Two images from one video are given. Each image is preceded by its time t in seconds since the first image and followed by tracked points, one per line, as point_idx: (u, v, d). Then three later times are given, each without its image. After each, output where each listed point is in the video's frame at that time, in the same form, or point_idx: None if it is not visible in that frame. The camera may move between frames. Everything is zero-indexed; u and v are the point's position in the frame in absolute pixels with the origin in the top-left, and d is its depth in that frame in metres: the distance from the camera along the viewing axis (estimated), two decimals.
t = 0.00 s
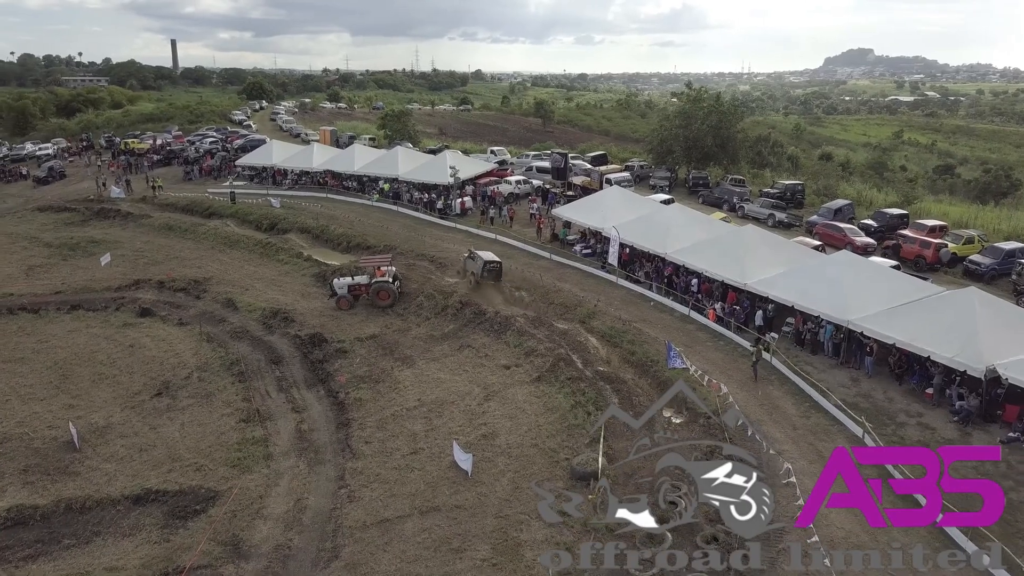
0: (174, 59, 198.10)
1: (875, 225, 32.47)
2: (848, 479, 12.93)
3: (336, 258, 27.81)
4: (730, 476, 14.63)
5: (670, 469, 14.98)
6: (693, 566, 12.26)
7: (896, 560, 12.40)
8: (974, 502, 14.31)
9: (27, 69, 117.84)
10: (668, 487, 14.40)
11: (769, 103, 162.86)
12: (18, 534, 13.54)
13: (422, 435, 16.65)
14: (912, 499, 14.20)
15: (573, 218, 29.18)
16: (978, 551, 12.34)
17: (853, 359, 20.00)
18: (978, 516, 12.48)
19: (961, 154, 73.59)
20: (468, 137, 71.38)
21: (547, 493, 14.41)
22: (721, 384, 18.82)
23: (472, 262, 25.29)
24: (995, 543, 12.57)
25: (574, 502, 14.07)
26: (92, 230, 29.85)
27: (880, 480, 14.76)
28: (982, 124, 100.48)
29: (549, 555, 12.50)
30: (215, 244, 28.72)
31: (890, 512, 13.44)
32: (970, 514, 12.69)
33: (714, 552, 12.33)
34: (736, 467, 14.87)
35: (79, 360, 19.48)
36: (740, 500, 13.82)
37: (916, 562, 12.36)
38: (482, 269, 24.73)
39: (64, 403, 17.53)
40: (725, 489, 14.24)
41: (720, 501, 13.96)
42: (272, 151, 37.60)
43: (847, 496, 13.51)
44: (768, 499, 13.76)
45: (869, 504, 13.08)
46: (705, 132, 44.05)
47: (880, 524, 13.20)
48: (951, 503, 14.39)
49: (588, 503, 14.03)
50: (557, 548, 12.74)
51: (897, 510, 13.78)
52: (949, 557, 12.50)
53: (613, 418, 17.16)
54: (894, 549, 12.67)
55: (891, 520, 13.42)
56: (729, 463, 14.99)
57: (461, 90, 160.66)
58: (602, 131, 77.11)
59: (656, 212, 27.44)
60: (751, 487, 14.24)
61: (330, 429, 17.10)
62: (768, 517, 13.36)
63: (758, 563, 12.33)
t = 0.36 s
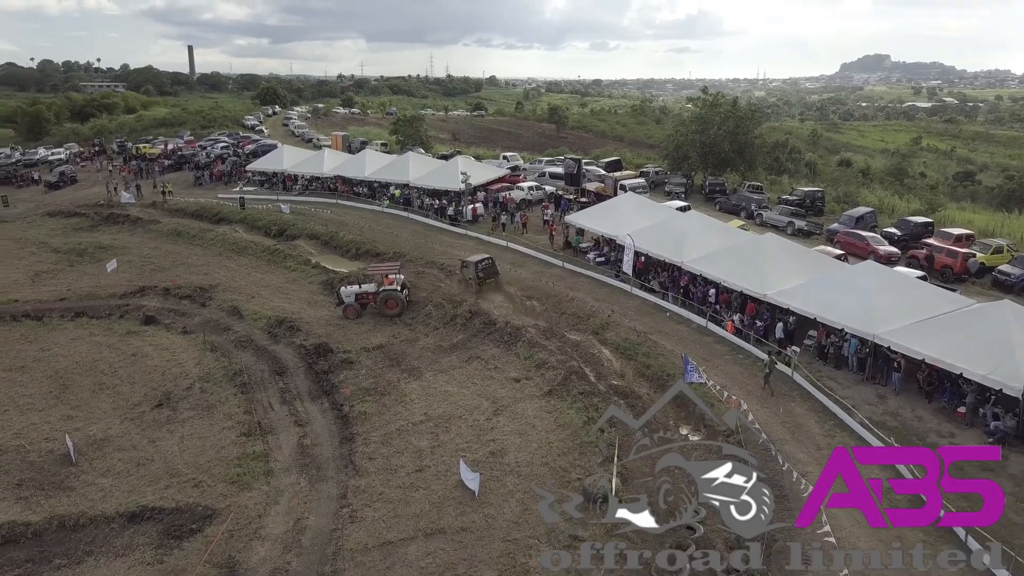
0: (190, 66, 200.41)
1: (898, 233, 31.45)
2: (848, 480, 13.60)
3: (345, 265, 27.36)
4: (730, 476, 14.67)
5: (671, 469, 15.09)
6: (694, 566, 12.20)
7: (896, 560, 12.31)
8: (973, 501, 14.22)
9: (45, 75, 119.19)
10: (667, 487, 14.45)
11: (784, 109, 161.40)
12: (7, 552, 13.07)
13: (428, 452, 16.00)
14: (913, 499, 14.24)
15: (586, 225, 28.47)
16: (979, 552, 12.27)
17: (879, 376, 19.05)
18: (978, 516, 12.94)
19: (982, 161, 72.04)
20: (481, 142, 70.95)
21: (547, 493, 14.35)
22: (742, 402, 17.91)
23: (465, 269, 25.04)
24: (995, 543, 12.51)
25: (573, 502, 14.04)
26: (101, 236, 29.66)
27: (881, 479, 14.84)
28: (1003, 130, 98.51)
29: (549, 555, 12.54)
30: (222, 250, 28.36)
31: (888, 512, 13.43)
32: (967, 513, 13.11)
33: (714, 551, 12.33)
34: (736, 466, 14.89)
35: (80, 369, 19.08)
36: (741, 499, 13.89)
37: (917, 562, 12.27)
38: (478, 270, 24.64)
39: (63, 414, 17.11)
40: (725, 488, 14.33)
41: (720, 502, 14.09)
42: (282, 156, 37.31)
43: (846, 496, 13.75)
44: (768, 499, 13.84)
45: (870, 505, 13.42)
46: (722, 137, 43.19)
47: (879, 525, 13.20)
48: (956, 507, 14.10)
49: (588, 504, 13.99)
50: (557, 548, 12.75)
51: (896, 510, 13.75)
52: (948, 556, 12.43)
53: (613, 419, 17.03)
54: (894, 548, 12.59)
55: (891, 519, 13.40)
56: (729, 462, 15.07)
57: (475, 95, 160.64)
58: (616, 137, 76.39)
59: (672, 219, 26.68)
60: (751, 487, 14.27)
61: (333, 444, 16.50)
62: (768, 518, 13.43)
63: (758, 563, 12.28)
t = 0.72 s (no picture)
0: (207, 73, 202.53)
1: (924, 243, 30.38)
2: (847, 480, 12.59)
3: (354, 274, 26.83)
4: (730, 476, 14.59)
5: (671, 469, 15.02)
6: (693, 566, 12.10)
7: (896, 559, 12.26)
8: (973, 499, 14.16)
9: (64, 82, 120.65)
10: (667, 487, 14.31)
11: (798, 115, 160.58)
12: None
13: (434, 471, 15.28)
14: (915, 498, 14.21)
15: (600, 234, 27.71)
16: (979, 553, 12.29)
17: (910, 395, 18.00)
18: (975, 517, 12.61)
19: (1003, 168, 70.58)
20: (493, 148, 70.51)
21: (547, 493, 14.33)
22: (765, 422, 16.96)
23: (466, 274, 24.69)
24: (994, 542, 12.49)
25: (573, 501, 13.99)
26: (108, 242, 29.38)
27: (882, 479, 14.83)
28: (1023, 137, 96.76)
29: (549, 555, 12.53)
30: (230, 257, 27.95)
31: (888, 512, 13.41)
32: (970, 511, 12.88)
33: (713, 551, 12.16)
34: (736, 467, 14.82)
35: (80, 380, 18.62)
36: (740, 499, 13.75)
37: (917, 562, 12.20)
38: (480, 276, 24.35)
39: (60, 428, 16.61)
40: (725, 488, 14.21)
41: (720, 502, 13.90)
42: (293, 162, 36.99)
43: (846, 497, 13.49)
44: (768, 499, 13.72)
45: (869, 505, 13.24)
46: (740, 144, 42.31)
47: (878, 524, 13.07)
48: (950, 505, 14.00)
49: (587, 501, 13.99)
50: (556, 548, 12.75)
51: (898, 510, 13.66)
52: (948, 556, 12.39)
53: (613, 419, 16.80)
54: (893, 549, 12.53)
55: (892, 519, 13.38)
56: (729, 463, 15.01)
57: (488, 102, 160.72)
58: (630, 143, 75.67)
59: (689, 227, 25.87)
60: (752, 487, 14.15)
61: (336, 462, 15.83)
62: (768, 518, 13.27)
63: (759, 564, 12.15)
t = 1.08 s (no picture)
0: (226, 80, 205.14)
1: (956, 253, 29.12)
2: (849, 480, 12.08)
3: (364, 283, 26.18)
4: (730, 476, 14.39)
5: (669, 469, 14.75)
6: (693, 566, 11.88)
7: (896, 559, 12.02)
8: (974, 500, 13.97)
9: (86, 89, 122.29)
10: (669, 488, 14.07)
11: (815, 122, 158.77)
12: None
13: (441, 495, 14.43)
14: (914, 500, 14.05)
15: (617, 243, 26.77)
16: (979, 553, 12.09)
17: (947, 418, 16.86)
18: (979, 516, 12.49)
19: None
20: (509, 155, 69.89)
21: (546, 493, 14.27)
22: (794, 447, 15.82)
23: (472, 283, 24.09)
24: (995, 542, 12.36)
25: (573, 501, 13.90)
26: (117, 249, 29.04)
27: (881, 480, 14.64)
28: None
29: (549, 555, 12.37)
30: (237, 265, 27.42)
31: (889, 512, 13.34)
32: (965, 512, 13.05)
33: (713, 551, 11.91)
34: (736, 467, 14.57)
35: (80, 392, 18.07)
36: (741, 499, 13.58)
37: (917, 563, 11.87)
38: (485, 288, 23.68)
39: (54, 444, 16.00)
40: (726, 488, 14.03)
41: (720, 502, 13.73)
42: (305, 168, 36.59)
43: (846, 497, 12.47)
44: (768, 499, 13.58)
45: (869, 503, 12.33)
46: (761, 150, 41.23)
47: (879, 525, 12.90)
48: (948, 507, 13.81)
49: (589, 505, 13.76)
50: (558, 549, 12.56)
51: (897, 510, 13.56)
52: (948, 557, 12.19)
53: (612, 418, 16.71)
54: (893, 549, 12.31)
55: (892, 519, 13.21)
56: (729, 463, 14.74)
57: (503, 108, 160.74)
58: (647, 150, 74.74)
59: (710, 237, 24.87)
60: (751, 488, 13.98)
61: (338, 484, 15.06)
62: (768, 518, 13.15)
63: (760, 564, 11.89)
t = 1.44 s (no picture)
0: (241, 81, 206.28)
1: (988, 261, 27.91)
2: (848, 479, 11.85)
3: (372, 289, 25.51)
4: (730, 476, 14.42)
5: (671, 469, 14.63)
6: (694, 566, 11.89)
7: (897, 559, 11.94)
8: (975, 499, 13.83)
9: (103, 91, 123.05)
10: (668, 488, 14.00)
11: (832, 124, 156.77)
12: None
13: (445, 519, 13.54)
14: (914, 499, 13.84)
15: (632, 249, 25.89)
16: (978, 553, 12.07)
17: (986, 439, 15.77)
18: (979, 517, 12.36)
19: None
20: (522, 157, 69.10)
21: (546, 493, 14.14)
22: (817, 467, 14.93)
23: (472, 283, 23.65)
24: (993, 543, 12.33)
25: (573, 502, 13.77)
26: (123, 252, 28.65)
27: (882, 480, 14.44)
28: None
29: (549, 555, 12.24)
30: (243, 270, 26.84)
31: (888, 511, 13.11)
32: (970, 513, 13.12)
33: (712, 550, 12.01)
34: (736, 467, 14.57)
35: (76, 403, 17.49)
36: (741, 499, 13.58)
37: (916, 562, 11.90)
38: (486, 288, 23.25)
39: (45, 458, 15.39)
40: (725, 488, 14.07)
41: (720, 502, 13.70)
42: (314, 170, 36.09)
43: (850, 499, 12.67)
44: (768, 499, 13.48)
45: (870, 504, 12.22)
46: (781, 154, 40.06)
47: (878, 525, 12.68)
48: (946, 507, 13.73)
49: (588, 507, 13.63)
50: (557, 548, 12.45)
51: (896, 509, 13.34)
52: (948, 557, 12.07)
53: (613, 419, 16.56)
54: (894, 549, 12.23)
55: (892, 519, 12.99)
56: (729, 463, 14.78)
57: (516, 109, 159.97)
58: (662, 152, 73.68)
59: (729, 244, 23.91)
60: (751, 487, 13.90)
61: (338, 504, 14.27)
62: (768, 518, 13.06)
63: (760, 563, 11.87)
